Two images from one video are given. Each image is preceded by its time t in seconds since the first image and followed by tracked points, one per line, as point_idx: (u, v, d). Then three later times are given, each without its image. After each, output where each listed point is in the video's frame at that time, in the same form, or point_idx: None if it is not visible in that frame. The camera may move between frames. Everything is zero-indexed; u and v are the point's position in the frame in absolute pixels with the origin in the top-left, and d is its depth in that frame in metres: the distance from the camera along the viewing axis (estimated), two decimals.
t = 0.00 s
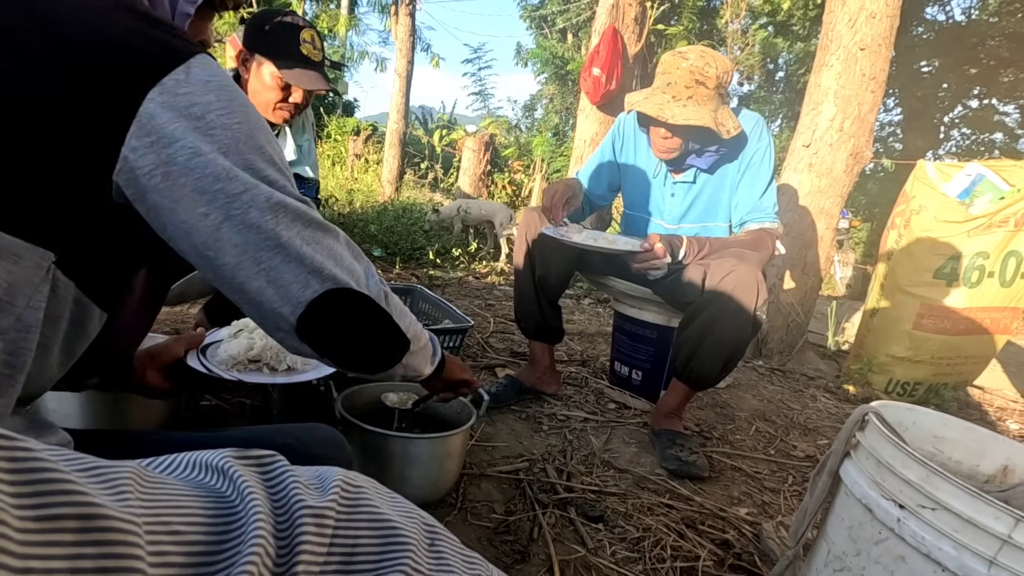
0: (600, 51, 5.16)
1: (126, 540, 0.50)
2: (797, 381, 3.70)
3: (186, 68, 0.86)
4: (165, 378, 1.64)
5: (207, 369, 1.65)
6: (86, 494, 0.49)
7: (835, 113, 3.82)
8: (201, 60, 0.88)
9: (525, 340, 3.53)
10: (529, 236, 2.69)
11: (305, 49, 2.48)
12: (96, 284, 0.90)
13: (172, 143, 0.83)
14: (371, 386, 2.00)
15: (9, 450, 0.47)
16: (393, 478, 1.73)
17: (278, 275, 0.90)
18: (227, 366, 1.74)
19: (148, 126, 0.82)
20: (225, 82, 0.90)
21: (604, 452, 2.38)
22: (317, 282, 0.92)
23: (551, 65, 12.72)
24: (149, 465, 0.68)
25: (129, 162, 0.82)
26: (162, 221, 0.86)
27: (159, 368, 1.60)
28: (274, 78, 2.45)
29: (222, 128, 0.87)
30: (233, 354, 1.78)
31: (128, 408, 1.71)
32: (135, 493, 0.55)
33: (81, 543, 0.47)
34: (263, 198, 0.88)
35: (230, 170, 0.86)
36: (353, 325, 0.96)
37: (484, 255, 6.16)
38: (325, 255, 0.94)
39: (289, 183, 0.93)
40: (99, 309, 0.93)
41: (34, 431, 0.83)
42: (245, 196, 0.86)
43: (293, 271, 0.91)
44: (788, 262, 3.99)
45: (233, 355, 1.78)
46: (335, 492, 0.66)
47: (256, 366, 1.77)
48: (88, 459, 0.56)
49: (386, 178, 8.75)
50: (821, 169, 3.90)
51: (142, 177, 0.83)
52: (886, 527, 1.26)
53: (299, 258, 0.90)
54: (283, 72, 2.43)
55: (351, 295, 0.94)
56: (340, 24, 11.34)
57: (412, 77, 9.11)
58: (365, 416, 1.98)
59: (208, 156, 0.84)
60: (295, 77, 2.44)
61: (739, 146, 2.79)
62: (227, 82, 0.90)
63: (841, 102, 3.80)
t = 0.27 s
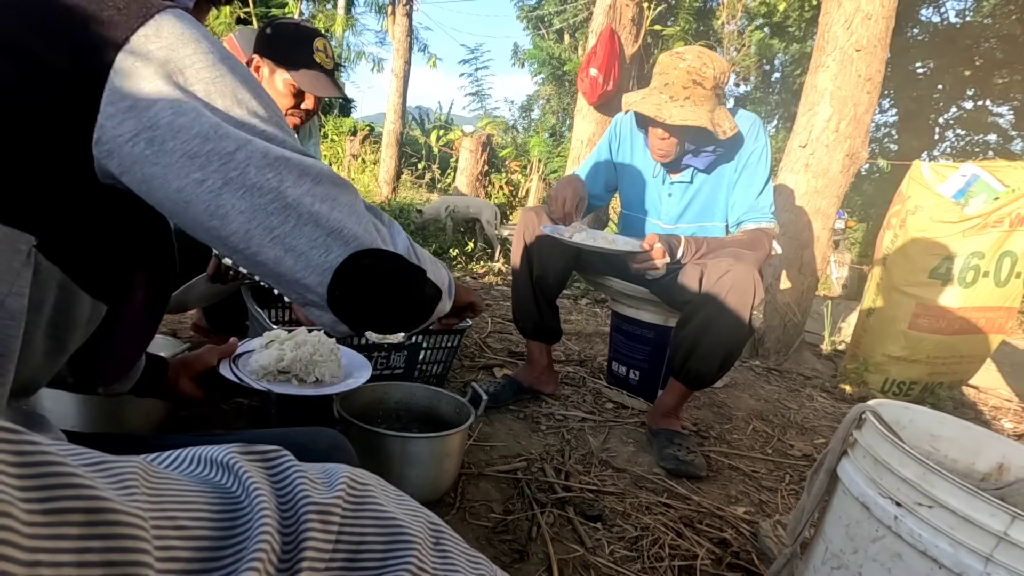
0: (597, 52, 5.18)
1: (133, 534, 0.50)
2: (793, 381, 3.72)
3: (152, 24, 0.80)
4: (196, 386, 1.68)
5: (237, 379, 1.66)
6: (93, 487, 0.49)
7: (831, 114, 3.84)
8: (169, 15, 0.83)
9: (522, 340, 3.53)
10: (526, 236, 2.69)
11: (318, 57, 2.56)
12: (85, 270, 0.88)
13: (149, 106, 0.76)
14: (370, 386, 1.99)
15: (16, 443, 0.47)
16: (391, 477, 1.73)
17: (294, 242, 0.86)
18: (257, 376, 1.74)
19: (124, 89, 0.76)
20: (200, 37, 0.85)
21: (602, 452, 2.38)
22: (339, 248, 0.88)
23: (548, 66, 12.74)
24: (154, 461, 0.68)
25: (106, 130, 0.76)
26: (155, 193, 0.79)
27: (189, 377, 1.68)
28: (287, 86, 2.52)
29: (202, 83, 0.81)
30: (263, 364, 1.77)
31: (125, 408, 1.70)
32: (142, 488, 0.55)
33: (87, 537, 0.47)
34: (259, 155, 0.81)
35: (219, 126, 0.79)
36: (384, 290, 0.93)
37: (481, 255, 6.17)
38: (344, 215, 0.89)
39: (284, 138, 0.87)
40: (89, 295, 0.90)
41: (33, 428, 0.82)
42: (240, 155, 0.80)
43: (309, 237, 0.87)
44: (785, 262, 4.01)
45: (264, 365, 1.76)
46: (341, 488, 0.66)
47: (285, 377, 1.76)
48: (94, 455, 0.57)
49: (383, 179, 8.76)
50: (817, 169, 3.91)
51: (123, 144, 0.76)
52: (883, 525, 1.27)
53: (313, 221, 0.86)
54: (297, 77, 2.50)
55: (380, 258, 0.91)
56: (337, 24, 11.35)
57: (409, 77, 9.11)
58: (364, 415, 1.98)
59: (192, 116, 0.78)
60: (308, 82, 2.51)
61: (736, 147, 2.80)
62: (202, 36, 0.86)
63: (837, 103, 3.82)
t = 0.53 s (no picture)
0: (595, 52, 5.17)
1: (130, 534, 0.49)
2: (791, 380, 3.73)
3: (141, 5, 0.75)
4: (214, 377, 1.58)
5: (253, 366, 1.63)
6: (90, 485, 0.49)
7: (828, 114, 3.84)
8: None
9: (520, 340, 3.53)
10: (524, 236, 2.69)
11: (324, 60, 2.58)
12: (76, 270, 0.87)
13: (141, 90, 0.73)
14: (368, 385, 1.99)
15: (13, 442, 0.47)
16: (389, 477, 1.73)
17: (302, 226, 0.84)
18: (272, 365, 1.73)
19: (114, 74, 0.72)
20: (189, 14, 0.81)
21: (600, 451, 2.38)
22: (348, 230, 0.87)
23: (545, 66, 12.74)
24: (152, 461, 0.68)
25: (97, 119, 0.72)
26: (153, 183, 0.76)
27: (208, 368, 1.56)
28: (293, 87, 2.52)
29: (195, 63, 0.78)
30: (278, 353, 1.76)
31: (122, 408, 1.69)
32: (139, 487, 0.55)
33: (84, 536, 0.47)
34: (258, 136, 0.79)
35: (214, 109, 0.77)
36: (391, 272, 0.94)
37: (479, 255, 6.17)
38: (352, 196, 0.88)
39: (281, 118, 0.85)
40: (84, 289, 0.90)
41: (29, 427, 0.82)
42: (239, 137, 0.78)
43: (317, 220, 0.84)
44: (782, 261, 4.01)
45: (278, 354, 1.76)
46: (340, 488, 0.66)
47: (300, 367, 1.77)
48: (91, 454, 0.56)
49: (381, 179, 8.75)
50: (815, 169, 3.92)
51: (118, 133, 0.73)
52: (881, 524, 1.27)
53: (319, 204, 0.84)
54: (303, 78, 2.51)
55: (388, 241, 0.92)
56: (334, 24, 11.33)
57: (407, 77, 9.09)
58: (362, 414, 1.97)
59: (186, 101, 0.75)
60: (315, 83, 2.52)
61: (732, 145, 2.80)
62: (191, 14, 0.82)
63: (834, 103, 3.83)
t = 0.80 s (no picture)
0: (589, 51, 5.17)
1: (119, 539, 0.49)
2: (784, 378, 3.75)
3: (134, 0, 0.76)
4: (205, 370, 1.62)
5: (245, 360, 1.64)
6: (80, 489, 0.48)
7: (821, 113, 3.86)
8: None
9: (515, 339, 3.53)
10: (519, 234, 2.68)
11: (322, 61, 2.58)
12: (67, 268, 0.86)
13: (135, 88, 0.72)
14: (362, 385, 1.98)
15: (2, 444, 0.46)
16: (383, 476, 1.73)
17: (300, 223, 0.83)
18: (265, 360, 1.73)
19: (106, 71, 0.71)
20: (180, 9, 0.81)
21: (595, 450, 2.39)
22: (347, 225, 0.86)
23: (540, 65, 12.74)
24: (142, 463, 0.68)
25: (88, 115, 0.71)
26: (149, 181, 0.75)
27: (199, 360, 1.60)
28: (292, 88, 2.49)
29: (189, 59, 0.78)
30: (272, 348, 1.76)
31: (114, 408, 1.68)
32: (129, 491, 0.54)
33: (73, 540, 0.46)
34: (253, 133, 0.78)
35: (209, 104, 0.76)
36: (393, 268, 0.92)
37: (473, 254, 6.17)
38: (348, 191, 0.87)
39: (278, 113, 0.84)
40: (73, 289, 0.90)
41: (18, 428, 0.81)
42: (235, 133, 0.77)
43: (315, 217, 0.84)
44: (775, 260, 4.03)
45: (272, 348, 1.76)
46: (333, 494, 0.66)
47: (294, 362, 1.76)
48: (81, 456, 0.56)
49: (375, 178, 8.73)
50: (808, 168, 3.94)
51: (109, 130, 0.72)
52: (872, 520, 1.28)
53: (317, 200, 0.83)
54: (302, 79, 2.50)
55: (387, 236, 0.90)
56: (328, 22, 11.27)
57: (401, 76, 9.07)
58: (356, 413, 1.97)
59: (180, 98, 0.74)
60: (314, 84, 2.52)
61: (726, 144, 2.81)
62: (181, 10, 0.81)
63: (827, 102, 3.84)
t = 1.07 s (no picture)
0: (579, 48, 5.16)
1: (92, 547, 0.48)
2: (772, 374, 3.78)
3: None
4: (181, 368, 1.60)
5: (224, 357, 1.61)
6: (51, 498, 0.47)
7: (809, 111, 3.89)
8: None
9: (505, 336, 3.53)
10: (508, 231, 2.68)
11: (293, 57, 2.54)
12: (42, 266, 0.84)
13: (104, 87, 0.70)
14: (351, 383, 1.97)
15: None
16: (372, 474, 1.71)
17: (262, 239, 0.77)
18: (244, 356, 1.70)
19: (78, 66, 0.70)
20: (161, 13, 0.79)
21: (584, 447, 2.39)
22: (309, 248, 0.79)
23: (530, 62, 12.72)
24: (118, 470, 0.66)
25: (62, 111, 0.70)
26: (111, 182, 0.71)
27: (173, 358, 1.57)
28: (261, 84, 2.47)
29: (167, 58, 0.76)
30: (249, 344, 1.73)
31: (96, 409, 1.65)
32: (103, 498, 0.53)
33: (44, 548, 0.45)
34: (223, 143, 0.73)
35: (178, 110, 0.72)
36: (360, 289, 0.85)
37: (463, 252, 6.15)
38: (313, 210, 0.80)
39: (257, 121, 0.79)
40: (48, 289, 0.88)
41: None
42: (202, 142, 0.73)
43: (278, 236, 0.78)
44: (764, 257, 4.06)
45: (250, 345, 1.73)
46: (315, 501, 0.65)
47: (272, 358, 1.73)
48: (54, 463, 0.55)
49: (365, 175, 8.68)
50: (795, 166, 3.96)
51: (79, 128, 0.70)
52: (857, 514, 1.29)
53: (282, 218, 0.77)
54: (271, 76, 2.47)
55: (354, 259, 0.82)
56: (316, 17, 11.17)
57: (390, 72, 9.02)
58: (344, 412, 1.96)
59: (149, 101, 0.71)
60: (280, 83, 2.48)
61: (715, 142, 2.82)
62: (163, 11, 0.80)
63: (815, 100, 3.87)
